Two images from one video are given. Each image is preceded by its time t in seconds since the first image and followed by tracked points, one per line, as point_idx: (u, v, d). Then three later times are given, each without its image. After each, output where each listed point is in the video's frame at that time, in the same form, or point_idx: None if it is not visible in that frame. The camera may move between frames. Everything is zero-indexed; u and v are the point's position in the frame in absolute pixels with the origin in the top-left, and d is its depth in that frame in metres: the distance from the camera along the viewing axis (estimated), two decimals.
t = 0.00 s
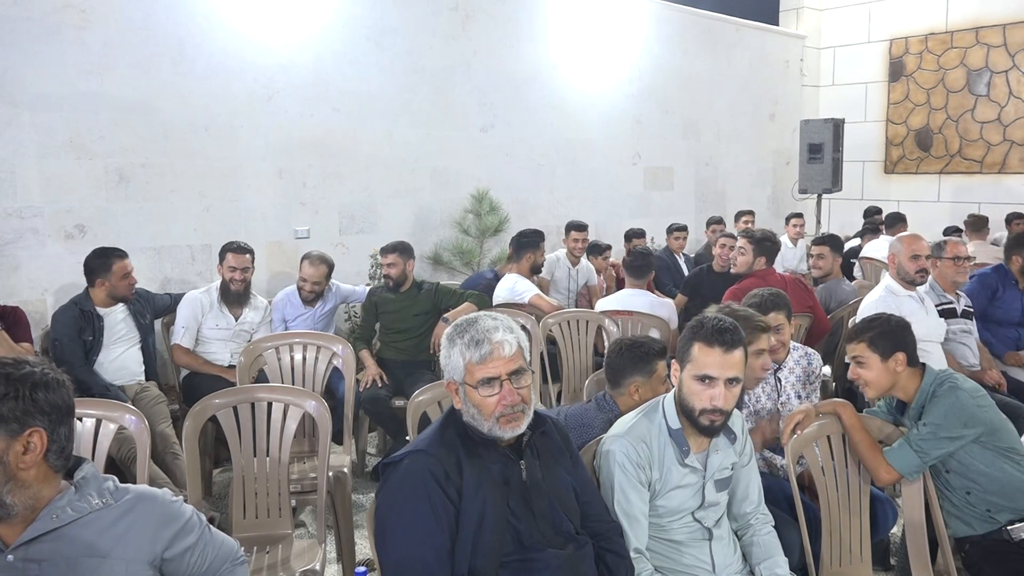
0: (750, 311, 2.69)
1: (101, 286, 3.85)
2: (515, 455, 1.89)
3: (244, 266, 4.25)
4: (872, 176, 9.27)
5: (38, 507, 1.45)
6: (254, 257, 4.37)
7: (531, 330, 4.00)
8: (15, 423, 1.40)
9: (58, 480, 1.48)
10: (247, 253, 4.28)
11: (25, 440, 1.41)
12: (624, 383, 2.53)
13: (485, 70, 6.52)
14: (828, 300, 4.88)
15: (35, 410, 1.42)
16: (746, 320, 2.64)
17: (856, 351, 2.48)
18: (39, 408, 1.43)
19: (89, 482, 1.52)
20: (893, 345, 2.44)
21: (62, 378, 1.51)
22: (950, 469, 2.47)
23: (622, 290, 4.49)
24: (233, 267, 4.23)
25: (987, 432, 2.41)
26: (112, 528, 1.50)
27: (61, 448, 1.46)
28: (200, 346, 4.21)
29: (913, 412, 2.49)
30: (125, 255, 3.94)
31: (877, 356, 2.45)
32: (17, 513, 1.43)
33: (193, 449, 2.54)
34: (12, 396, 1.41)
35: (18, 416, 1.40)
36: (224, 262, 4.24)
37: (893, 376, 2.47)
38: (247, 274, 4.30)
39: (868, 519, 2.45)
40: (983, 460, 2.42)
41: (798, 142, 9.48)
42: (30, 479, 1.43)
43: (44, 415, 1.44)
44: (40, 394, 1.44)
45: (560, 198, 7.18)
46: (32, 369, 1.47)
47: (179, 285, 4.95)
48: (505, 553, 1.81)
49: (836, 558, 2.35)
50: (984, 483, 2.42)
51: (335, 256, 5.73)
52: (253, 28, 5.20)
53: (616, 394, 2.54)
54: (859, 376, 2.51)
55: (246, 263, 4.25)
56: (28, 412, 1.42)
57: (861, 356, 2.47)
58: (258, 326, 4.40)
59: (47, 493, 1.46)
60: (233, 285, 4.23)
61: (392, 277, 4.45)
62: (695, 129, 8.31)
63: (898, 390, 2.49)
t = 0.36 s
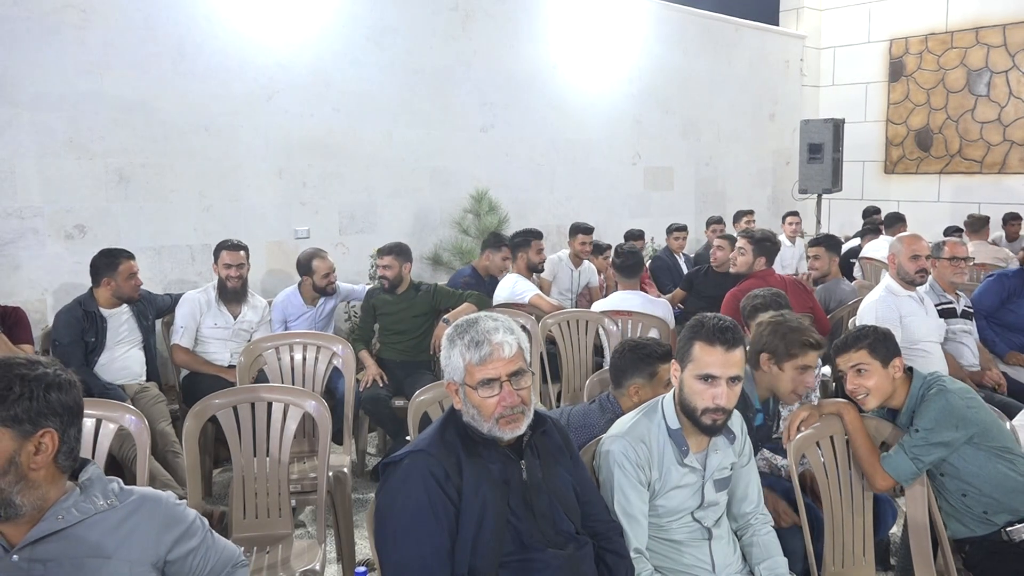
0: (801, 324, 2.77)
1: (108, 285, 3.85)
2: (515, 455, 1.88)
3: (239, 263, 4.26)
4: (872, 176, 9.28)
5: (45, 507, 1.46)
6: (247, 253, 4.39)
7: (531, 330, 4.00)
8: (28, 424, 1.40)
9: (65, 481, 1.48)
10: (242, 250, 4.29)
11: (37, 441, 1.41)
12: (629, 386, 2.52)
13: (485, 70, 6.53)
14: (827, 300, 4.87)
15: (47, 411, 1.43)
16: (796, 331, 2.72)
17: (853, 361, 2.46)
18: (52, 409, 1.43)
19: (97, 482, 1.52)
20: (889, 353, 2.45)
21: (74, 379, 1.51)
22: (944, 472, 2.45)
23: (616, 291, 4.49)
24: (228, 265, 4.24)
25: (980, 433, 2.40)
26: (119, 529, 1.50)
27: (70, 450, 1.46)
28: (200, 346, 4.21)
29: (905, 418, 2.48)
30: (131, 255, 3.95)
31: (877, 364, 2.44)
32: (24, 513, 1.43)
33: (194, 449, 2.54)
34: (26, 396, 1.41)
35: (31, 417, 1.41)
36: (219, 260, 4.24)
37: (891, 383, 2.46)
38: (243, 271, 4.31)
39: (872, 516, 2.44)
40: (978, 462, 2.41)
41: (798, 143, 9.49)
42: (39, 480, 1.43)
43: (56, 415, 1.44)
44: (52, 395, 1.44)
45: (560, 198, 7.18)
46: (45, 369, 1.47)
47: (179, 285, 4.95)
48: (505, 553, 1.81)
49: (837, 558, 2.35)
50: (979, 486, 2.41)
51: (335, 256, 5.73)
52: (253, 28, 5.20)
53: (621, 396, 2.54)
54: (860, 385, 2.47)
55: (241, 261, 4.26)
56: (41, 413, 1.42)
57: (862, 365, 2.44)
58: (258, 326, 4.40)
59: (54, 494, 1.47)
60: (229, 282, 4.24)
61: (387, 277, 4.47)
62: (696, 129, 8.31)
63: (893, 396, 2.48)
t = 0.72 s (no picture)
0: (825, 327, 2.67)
1: (116, 286, 3.85)
2: (514, 455, 1.88)
3: (241, 264, 4.28)
4: (872, 176, 9.28)
5: (46, 508, 1.46)
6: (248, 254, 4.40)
7: (531, 330, 4.00)
8: (29, 426, 1.41)
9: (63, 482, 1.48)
10: (243, 250, 4.31)
11: (38, 442, 1.42)
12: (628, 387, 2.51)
13: (485, 70, 6.52)
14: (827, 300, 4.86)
15: (48, 412, 1.43)
16: (819, 331, 2.62)
17: (860, 362, 2.42)
18: (53, 409, 1.44)
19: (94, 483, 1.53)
20: (897, 355, 2.42)
21: (71, 380, 1.52)
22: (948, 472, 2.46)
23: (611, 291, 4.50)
24: (231, 265, 4.26)
25: (983, 434, 2.40)
26: (116, 529, 1.50)
27: (69, 449, 1.47)
28: (200, 346, 4.21)
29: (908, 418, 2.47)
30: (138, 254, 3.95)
31: (884, 365, 2.41)
32: (23, 513, 1.43)
33: (194, 449, 2.54)
34: (27, 398, 1.41)
35: (33, 418, 1.41)
36: (221, 260, 4.25)
37: (895, 385, 2.44)
38: (245, 271, 4.32)
39: (873, 514, 2.45)
40: (982, 464, 2.41)
41: (798, 142, 9.49)
42: (40, 481, 1.44)
43: (57, 416, 1.45)
44: (52, 395, 1.45)
45: (560, 198, 7.17)
46: (43, 370, 1.48)
47: (179, 285, 4.95)
48: (504, 553, 1.81)
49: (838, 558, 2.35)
50: (981, 486, 2.41)
51: (335, 256, 5.73)
52: (253, 28, 5.20)
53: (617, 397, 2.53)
54: (865, 387, 2.44)
55: (242, 261, 4.27)
56: (42, 415, 1.42)
57: (868, 366, 2.41)
58: (257, 326, 4.40)
59: (54, 495, 1.47)
60: (232, 282, 4.25)
61: (390, 276, 4.45)
62: (696, 129, 8.31)
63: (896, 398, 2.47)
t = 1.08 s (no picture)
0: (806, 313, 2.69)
1: (114, 288, 3.85)
2: (512, 458, 1.88)
3: (248, 265, 4.30)
4: (872, 176, 9.28)
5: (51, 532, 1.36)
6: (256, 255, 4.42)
7: (531, 330, 3.99)
8: (43, 447, 1.33)
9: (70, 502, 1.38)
10: (250, 252, 4.33)
11: (48, 463, 1.34)
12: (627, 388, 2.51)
13: (485, 70, 6.53)
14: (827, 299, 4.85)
15: (61, 432, 1.36)
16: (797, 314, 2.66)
17: (868, 358, 2.42)
18: (66, 428, 1.36)
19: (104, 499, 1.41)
20: (904, 353, 2.42)
21: (82, 395, 1.43)
22: (948, 473, 2.46)
23: (606, 292, 4.51)
24: (237, 266, 4.27)
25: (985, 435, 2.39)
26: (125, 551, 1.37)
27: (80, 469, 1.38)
28: (200, 346, 4.21)
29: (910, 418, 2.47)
30: (137, 257, 3.94)
31: (892, 364, 2.41)
32: (27, 537, 1.34)
33: (194, 449, 2.54)
34: (43, 417, 1.33)
35: (47, 438, 1.33)
36: (227, 261, 4.27)
37: (900, 384, 2.44)
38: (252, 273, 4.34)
39: (873, 514, 2.44)
40: (982, 464, 2.39)
41: (798, 143, 9.49)
42: (47, 502, 1.35)
43: (68, 435, 1.37)
44: (65, 413, 1.37)
45: (560, 198, 7.18)
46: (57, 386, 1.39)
47: (180, 285, 4.95)
48: (505, 554, 1.80)
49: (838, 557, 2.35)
50: (981, 487, 2.41)
51: (335, 256, 5.73)
52: (253, 28, 5.20)
53: (616, 398, 2.53)
54: (871, 383, 2.45)
55: (247, 263, 4.28)
56: (55, 434, 1.35)
57: (876, 363, 2.42)
58: (258, 326, 4.40)
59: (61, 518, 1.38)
60: (239, 284, 4.27)
61: (391, 273, 4.46)
62: (695, 129, 8.31)
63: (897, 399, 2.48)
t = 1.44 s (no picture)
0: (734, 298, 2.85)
1: (106, 286, 3.85)
2: (510, 460, 1.88)
3: (241, 263, 4.26)
4: (871, 176, 9.28)
5: (44, 556, 1.35)
6: (250, 253, 4.38)
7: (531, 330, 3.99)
8: (35, 469, 1.30)
9: (67, 527, 1.37)
10: (244, 249, 4.30)
11: (43, 486, 1.31)
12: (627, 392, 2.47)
13: (485, 70, 6.52)
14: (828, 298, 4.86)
15: (55, 452, 1.33)
16: (721, 300, 2.83)
17: (889, 345, 2.44)
18: (60, 449, 1.33)
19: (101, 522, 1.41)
20: (929, 344, 2.43)
21: (80, 410, 1.40)
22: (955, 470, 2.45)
23: (606, 291, 4.51)
24: (231, 264, 4.24)
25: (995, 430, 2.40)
26: None
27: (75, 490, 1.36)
28: (199, 346, 4.20)
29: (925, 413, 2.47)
30: (127, 256, 3.96)
31: (916, 352, 2.42)
32: (19, 562, 1.32)
33: (194, 449, 2.54)
34: (36, 438, 1.30)
35: (40, 461, 1.31)
36: (221, 260, 4.24)
37: (921, 376, 2.44)
38: (245, 271, 4.30)
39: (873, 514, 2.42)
40: (989, 462, 2.41)
41: (798, 143, 9.49)
42: (42, 526, 1.33)
43: (63, 455, 1.34)
44: (60, 433, 1.34)
45: (560, 198, 7.17)
46: (52, 403, 1.35)
47: (180, 285, 4.95)
48: (504, 554, 1.81)
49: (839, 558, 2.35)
50: (987, 483, 2.41)
51: (334, 256, 5.73)
52: (253, 28, 5.20)
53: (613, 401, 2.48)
54: (892, 369, 2.44)
55: (244, 262, 4.26)
56: (49, 456, 1.32)
57: (898, 349, 2.42)
58: (258, 326, 4.39)
59: (57, 543, 1.36)
60: (231, 282, 4.24)
61: (393, 272, 4.46)
62: (695, 129, 8.31)
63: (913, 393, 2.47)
